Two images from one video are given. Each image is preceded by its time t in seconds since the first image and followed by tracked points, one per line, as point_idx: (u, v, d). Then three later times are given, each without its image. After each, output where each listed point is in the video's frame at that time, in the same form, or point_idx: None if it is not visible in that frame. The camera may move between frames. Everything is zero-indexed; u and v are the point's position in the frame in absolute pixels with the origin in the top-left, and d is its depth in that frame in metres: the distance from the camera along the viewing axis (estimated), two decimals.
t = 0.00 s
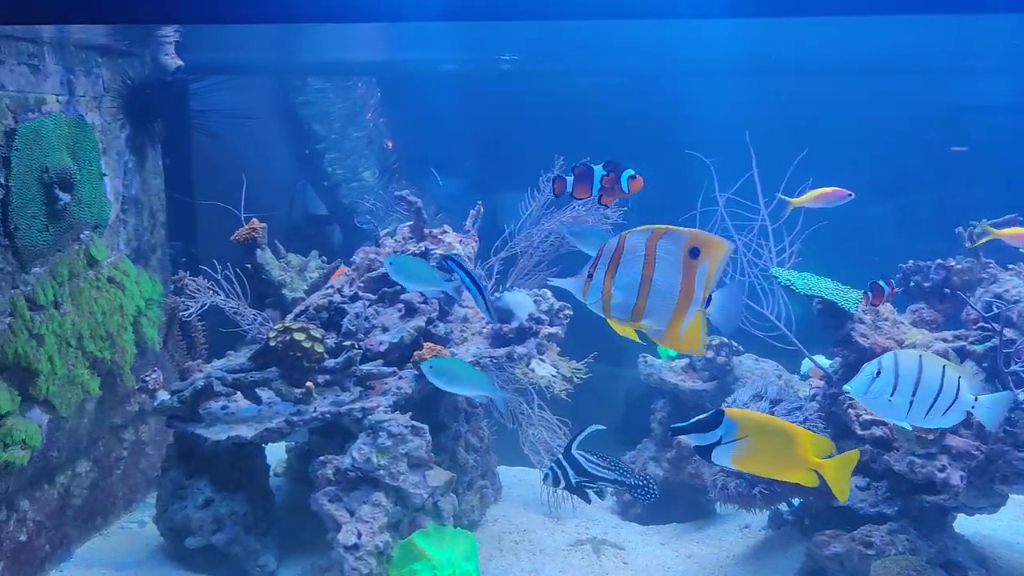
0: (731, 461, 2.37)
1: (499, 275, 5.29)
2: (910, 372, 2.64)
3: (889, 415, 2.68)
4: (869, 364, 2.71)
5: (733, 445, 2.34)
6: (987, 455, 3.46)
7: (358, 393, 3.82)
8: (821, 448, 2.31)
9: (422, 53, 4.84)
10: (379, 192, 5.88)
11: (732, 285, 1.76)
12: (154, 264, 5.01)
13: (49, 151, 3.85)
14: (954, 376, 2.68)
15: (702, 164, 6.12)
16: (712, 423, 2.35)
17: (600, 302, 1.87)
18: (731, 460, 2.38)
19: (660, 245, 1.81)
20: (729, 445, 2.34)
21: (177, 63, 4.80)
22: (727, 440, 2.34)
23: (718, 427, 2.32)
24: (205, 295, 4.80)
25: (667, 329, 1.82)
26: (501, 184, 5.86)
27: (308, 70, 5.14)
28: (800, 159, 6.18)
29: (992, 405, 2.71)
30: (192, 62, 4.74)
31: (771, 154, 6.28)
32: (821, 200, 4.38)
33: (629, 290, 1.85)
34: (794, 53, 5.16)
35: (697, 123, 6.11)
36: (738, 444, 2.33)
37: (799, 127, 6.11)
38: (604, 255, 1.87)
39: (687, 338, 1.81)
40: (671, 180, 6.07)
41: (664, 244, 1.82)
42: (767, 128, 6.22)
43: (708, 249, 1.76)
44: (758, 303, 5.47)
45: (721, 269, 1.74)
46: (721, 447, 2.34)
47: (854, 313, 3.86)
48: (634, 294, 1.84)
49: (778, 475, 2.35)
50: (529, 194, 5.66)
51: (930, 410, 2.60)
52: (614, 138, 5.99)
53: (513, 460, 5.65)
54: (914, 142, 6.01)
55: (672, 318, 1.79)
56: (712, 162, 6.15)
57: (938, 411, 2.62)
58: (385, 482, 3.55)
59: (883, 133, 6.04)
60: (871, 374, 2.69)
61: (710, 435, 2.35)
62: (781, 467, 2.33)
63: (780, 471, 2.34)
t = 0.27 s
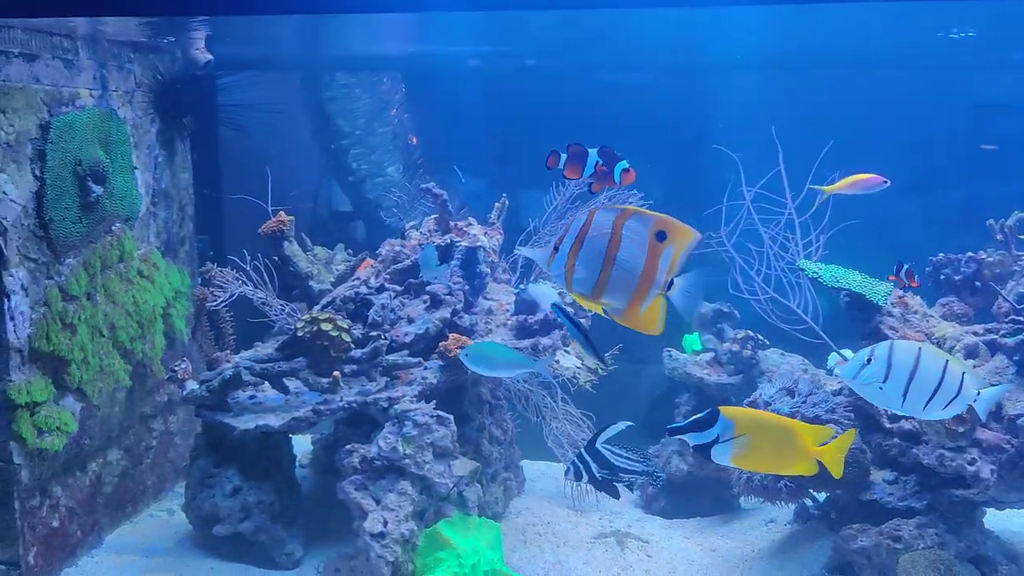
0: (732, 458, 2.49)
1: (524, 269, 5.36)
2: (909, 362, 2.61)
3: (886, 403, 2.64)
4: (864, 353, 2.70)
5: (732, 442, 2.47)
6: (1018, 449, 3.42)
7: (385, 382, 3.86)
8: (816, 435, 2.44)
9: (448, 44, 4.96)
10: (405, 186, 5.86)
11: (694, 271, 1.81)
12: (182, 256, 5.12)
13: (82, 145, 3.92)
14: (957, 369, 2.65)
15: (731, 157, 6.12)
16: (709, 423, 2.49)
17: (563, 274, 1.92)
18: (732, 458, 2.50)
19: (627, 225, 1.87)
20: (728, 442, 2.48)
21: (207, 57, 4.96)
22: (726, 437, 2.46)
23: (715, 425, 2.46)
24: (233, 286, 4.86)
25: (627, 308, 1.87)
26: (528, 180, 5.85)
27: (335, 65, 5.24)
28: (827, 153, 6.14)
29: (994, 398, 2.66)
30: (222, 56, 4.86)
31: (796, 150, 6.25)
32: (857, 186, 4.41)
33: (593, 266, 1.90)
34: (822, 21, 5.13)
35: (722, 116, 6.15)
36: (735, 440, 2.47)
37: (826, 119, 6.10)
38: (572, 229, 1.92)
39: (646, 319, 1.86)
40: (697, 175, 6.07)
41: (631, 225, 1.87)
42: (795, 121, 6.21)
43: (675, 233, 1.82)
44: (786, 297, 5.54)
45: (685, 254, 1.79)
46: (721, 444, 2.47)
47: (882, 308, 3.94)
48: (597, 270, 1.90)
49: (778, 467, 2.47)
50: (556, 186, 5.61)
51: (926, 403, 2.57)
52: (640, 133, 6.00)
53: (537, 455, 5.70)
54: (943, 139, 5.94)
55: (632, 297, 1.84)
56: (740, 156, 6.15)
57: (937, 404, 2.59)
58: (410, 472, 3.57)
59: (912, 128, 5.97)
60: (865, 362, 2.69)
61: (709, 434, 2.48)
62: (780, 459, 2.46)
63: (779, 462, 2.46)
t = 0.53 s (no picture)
0: (725, 457, 2.48)
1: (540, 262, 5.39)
2: (891, 354, 2.61)
3: (871, 395, 2.65)
4: (846, 346, 2.71)
5: (724, 441, 2.45)
6: None
7: (404, 369, 3.94)
8: (806, 426, 2.46)
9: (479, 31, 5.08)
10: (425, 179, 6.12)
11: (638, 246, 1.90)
12: (206, 248, 5.20)
13: (112, 137, 4.00)
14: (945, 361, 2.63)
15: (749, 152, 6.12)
16: (701, 422, 2.47)
17: (513, 246, 1.96)
18: (725, 457, 2.48)
19: (575, 200, 1.93)
20: (721, 441, 2.46)
21: (232, 50, 5.11)
22: (718, 436, 2.44)
23: (707, 424, 2.44)
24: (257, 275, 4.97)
25: (574, 280, 1.93)
26: (545, 172, 5.84)
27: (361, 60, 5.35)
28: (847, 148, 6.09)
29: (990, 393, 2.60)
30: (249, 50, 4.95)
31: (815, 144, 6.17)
32: (876, 163, 4.35)
33: (542, 237, 1.95)
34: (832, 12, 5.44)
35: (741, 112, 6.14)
36: (728, 439, 2.45)
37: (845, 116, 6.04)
38: (522, 201, 1.97)
39: (592, 289, 1.93)
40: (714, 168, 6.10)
41: (579, 200, 1.93)
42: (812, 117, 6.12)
43: (620, 210, 1.90)
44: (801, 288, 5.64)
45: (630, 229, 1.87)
46: (713, 444, 2.45)
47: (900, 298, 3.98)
48: (547, 242, 1.95)
49: (770, 462, 2.46)
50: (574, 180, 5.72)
51: (912, 394, 2.56)
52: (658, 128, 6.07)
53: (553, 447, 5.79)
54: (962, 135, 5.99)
55: (578, 269, 1.91)
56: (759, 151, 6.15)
57: (925, 395, 2.58)
58: (429, 457, 3.60)
59: (932, 123, 5.98)
60: (847, 355, 2.70)
61: (701, 434, 2.46)
62: (774, 455, 2.45)
63: (771, 457, 2.46)
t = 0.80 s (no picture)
0: (703, 458, 2.56)
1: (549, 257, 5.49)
2: (869, 350, 2.73)
3: (851, 391, 2.78)
4: (825, 343, 2.86)
5: (702, 441, 2.55)
6: None
7: (412, 360, 4.01)
8: (779, 431, 2.58)
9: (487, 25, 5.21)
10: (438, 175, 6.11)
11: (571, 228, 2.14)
12: (220, 241, 5.31)
13: (127, 132, 4.08)
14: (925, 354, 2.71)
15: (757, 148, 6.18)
16: (680, 423, 2.57)
17: (453, 234, 2.24)
18: (702, 457, 2.57)
19: (510, 189, 2.17)
20: (699, 441, 2.55)
21: (244, 46, 5.06)
22: (697, 437, 2.54)
23: (687, 423, 2.54)
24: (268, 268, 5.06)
25: (511, 263, 2.19)
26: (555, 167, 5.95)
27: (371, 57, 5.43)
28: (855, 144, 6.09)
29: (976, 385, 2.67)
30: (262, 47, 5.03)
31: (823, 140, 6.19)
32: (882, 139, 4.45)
33: (482, 227, 2.20)
34: (832, 5, 5.59)
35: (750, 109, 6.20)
36: (706, 440, 2.55)
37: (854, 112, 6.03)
38: (460, 193, 2.23)
39: (530, 271, 2.17)
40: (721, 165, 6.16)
41: (513, 188, 2.17)
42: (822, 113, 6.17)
43: (551, 196, 2.14)
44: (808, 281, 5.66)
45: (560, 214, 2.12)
46: (690, 443, 2.55)
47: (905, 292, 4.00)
48: (484, 229, 2.21)
49: (747, 465, 2.56)
50: (581, 177, 5.90)
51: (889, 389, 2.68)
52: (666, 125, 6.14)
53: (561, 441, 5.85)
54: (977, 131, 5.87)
55: (515, 254, 2.15)
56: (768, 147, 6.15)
57: (901, 388, 2.69)
58: (436, 446, 3.65)
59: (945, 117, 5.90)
60: (825, 351, 2.84)
61: (681, 432, 2.55)
62: (752, 457, 2.55)
63: (748, 461, 2.55)
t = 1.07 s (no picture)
0: (667, 454, 2.62)
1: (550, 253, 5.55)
2: (832, 355, 2.85)
3: (818, 396, 2.89)
4: (790, 351, 2.98)
5: (668, 438, 2.61)
6: None
7: (410, 355, 4.07)
8: (748, 440, 2.61)
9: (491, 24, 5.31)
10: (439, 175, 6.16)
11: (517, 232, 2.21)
12: (224, 239, 5.40)
13: (134, 131, 4.17)
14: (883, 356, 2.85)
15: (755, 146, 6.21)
16: (649, 419, 2.63)
17: (405, 243, 2.20)
18: (668, 453, 2.63)
19: (457, 194, 2.19)
20: (665, 438, 2.61)
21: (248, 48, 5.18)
22: (663, 434, 2.60)
23: (654, 420, 2.60)
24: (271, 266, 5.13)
25: (462, 269, 2.20)
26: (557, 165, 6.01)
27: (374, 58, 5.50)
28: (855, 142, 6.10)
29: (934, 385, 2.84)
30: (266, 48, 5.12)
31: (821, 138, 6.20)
32: (872, 131, 4.47)
33: (432, 234, 2.20)
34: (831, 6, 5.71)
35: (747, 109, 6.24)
36: (673, 437, 2.60)
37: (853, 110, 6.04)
38: (409, 201, 2.21)
39: (480, 275, 2.22)
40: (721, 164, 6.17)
41: (460, 193, 2.20)
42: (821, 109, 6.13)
43: (498, 201, 2.19)
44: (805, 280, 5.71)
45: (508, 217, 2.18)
46: (655, 441, 2.61)
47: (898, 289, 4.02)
48: (434, 237, 2.20)
49: (710, 464, 2.61)
50: (582, 177, 5.98)
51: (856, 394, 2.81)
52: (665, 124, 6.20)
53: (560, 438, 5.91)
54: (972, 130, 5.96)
55: (466, 259, 2.18)
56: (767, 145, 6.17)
57: (866, 392, 2.83)
58: (432, 440, 3.70)
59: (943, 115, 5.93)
60: (791, 359, 2.96)
61: (647, 429, 2.61)
62: (715, 457, 2.60)
63: (711, 460, 2.61)
